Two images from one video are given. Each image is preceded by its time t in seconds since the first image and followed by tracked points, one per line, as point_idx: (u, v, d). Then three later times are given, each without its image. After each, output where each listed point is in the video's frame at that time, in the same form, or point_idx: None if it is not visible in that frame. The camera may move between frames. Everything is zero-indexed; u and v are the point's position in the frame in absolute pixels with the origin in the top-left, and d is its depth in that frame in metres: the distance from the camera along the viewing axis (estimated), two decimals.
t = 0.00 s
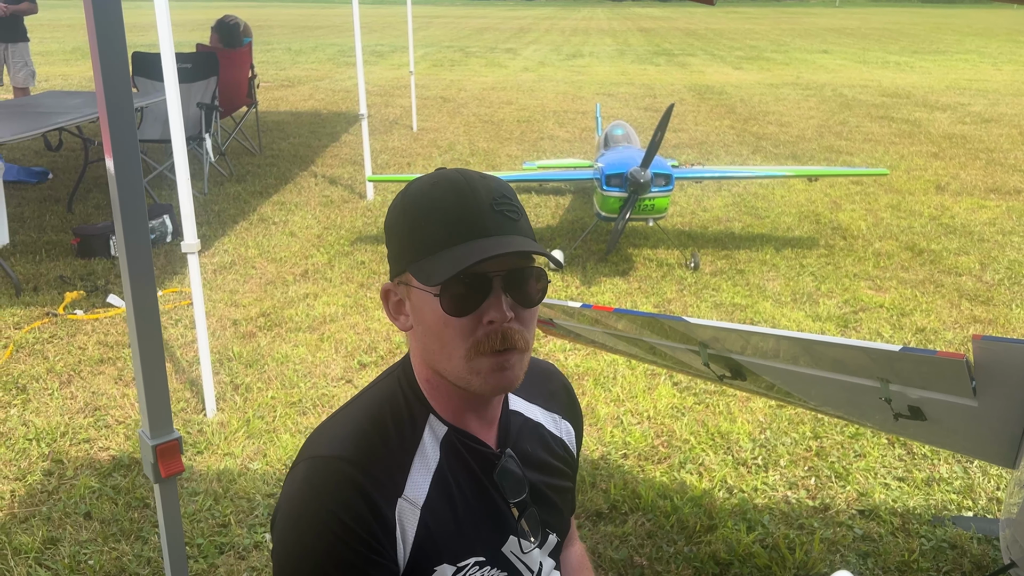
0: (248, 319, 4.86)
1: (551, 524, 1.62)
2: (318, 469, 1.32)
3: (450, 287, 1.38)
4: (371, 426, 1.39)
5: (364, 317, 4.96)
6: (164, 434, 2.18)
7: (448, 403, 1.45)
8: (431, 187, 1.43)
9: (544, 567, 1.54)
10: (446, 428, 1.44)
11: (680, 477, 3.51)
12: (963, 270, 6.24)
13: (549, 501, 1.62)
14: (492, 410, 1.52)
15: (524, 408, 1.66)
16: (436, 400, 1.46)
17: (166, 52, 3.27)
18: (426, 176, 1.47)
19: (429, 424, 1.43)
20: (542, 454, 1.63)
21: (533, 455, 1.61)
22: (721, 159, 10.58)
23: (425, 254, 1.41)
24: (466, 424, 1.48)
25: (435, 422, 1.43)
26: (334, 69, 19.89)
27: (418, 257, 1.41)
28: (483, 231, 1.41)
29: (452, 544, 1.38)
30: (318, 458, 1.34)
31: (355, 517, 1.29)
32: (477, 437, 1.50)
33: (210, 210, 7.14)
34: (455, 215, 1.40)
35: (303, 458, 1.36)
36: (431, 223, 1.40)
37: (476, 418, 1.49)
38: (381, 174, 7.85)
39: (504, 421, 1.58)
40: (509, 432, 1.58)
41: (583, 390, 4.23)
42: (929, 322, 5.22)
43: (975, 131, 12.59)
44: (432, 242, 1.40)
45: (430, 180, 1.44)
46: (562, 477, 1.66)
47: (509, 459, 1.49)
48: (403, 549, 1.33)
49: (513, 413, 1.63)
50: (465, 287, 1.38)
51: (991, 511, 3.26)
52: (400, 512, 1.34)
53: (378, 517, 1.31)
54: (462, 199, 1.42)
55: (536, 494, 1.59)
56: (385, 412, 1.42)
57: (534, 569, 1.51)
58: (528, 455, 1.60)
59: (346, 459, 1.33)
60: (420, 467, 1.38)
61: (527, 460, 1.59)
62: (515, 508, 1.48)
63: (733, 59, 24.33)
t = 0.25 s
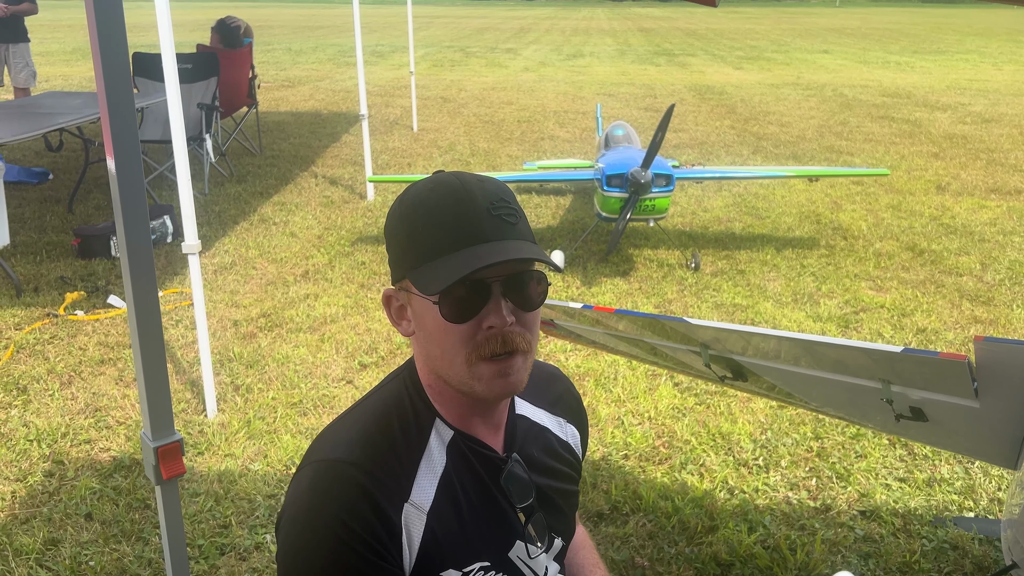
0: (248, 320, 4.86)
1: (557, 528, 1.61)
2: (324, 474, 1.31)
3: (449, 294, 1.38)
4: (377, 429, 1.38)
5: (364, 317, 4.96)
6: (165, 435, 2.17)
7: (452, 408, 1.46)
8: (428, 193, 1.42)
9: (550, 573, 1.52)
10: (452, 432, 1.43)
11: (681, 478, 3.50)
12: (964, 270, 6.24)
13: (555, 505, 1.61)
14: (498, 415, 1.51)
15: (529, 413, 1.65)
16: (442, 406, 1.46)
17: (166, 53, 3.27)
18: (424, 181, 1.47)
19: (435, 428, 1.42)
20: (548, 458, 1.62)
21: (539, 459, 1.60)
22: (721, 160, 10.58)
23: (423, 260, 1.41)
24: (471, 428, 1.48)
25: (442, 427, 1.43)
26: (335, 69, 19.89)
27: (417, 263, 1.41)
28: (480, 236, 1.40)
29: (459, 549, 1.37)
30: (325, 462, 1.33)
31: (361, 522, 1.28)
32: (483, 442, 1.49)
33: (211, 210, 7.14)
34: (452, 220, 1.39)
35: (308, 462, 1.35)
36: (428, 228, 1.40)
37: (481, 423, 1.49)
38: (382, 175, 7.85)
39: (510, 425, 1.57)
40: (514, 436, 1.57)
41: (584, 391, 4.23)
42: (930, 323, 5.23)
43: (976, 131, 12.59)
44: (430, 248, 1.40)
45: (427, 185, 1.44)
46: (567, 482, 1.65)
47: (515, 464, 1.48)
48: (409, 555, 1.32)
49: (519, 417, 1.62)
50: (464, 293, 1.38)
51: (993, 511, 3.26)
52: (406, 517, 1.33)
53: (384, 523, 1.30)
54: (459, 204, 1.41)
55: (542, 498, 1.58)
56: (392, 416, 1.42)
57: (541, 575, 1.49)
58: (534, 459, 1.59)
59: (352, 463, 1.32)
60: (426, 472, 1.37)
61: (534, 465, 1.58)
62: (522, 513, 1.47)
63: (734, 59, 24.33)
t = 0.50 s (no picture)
0: (248, 320, 4.87)
1: (557, 530, 1.61)
2: (325, 478, 1.32)
3: (446, 288, 1.38)
4: (378, 433, 1.39)
5: (364, 318, 4.96)
6: (165, 436, 2.18)
7: (453, 406, 1.45)
8: (424, 193, 1.45)
9: (552, 575, 1.52)
10: (453, 434, 1.43)
11: (680, 477, 3.51)
12: (962, 270, 6.25)
13: (555, 505, 1.61)
14: (499, 413, 1.51)
15: (530, 414, 1.65)
16: (442, 405, 1.46)
17: (166, 54, 3.29)
18: (417, 183, 1.49)
19: (435, 431, 1.43)
20: (549, 460, 1.62)
21: (540, 461, 1.60)
22: (720, 160, 10.59)
23: (420, 257, 1.41)
24: (472, 430, 1.48)
25: (442, 428, 1.43)
26: (334, 69, 19.90)
27: (414, 261, 1.42)
28: (475, 229, 1.41)
29: (459, 551, 1.37)
30: (326, 465, 1.34)
31: (362, 525, 1.28)
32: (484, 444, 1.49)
33: (210, 211, 7.14)
34: (447, 216, 1.41)
35: (310, 466, 1.36)
36: (424, 226, 1.41)
37: (481, 423, 1.48)
38: (381, 175, 7.85)
39: (510, 427, 1.57)
40: (515, 437, 1.57)
41: (583, 391, 4.24)
42: (929, 322, 5.24)
43: (974, 131, 12.61)
44: (426, 243, 1.41)
45: (421, 186, 1.47)
46: (568, 484, 1.64)
47: (515, 465, 1.48)
48: (410, 557, 1.32)
49: (520, 418, 1.62)
50: (460, 286, 1.38)
51: (990, 511, 3.27)
52: (407, 520, 1.33)
53: (385, 526, 1.30)
54: (454, 201, 1.43)
55: (542, 500, 1.58)
56: (393, 419, 1.42)
57: None
58: (535, 461, 1.59)
59: (353, 467, 1.32)
60: (427, 475, 1.38)
61: (534, 466, 1.58)
62: (522, 515, 1.47)
63: (733, 59, 24.33)
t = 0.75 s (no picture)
0: (246, 321, 4.88)
1: (550, 530, 1.62)
2: (319, 484, 1.32)
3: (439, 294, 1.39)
4: (371, 438, 1.39)
5: (362, 319, 4.97)
6: (161, 438, 2.19)
7: (445, 411, 1.45)
8: (416, 199, 1.45)
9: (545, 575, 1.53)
10: (446, 437, 1.44)
11: (676, 478, 3.52)
12: (959, 270, 6.26)
13: (549, 507, 1.62)
14: (492, 418, 1.52)
15: (524, 415, 1.66)
16: (434, 410, 1.46)
17: (164, 56, 3.30)
18: (409, 189, 1.50)
19: (428, 434, 1.43)
20: (542, 461, 1.63)
21: (533, 462, 1.61)
22: (719, 160, 10.60)
23: (412, 264, 1.42)
24: (464, 434, 1.49)
25: (435, 432, 1.44)
26: (333, 70, 19.91)
27: (406, 267, 1.42)
28: (468, 236, 1.42)
29: (452, 554, 1.37)
30: (319, 471, 1.34)
31: (356, 530, 1.29)
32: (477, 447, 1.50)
33: (208, 212, 7.15)
34: (440, 223, 1.42)
35: (303, 471, 1.37)
36: (416, 232, 1.42)
37: (473, 427, 1.50)
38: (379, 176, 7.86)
39: (504, 429, 1.58)
40: (508, 439, 1.58)
41: (580, 392, 4.25)
42: (925, 323, 5.25)
43: (972, 132, 12.63)
44: (419, 250, 1.41)
45: (413, 192, 1.47)
46: (561, 484, 1.65)
47: (509, 468, 1.49)
48: (403, 561, 1.33)
49: (513, 421, 1.63)
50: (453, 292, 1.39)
51: (985, 512, 3.29)
52: (400, 524, 1.34)
53: (379, 530, 1.31)
54: (447, 208, 1.44)
55: (535, 501, 1.59)
56: (386, 423, 1.43)
57: None
58: (528, 462, 1.60)
59: (346, 473, 1.33)
60: (420, 478, 1.39)
61: (527, 469, 1.59)
62: (515, 517, 1.48)
63: (732, 59, 24.35)
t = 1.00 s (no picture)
0: (243, 322, 4.88)
1: (541, 531, 1.62)
2: (307, 490, 1.33)
3: (421, 292, 1.40)
4: (359, 442, 1.40)
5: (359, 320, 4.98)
6: (153, 440, 2.19)
7: (433, 413, 1.46)
8: (399, 203, 1.47)
9: None
10: (434, 441, 1.45)
11: (672, 479, 3.53)
12: (956, 271, 6.28)
13: (540, 508, 1.62)
14: (479, 419, 1.52)
15: (514, 417, 1.66)
16: (422, 412, 1.47)
17: (160, 58, 3.30)
18: (391, 194, 1.52)
19: (417, 438, 1.44)
20: (532, 463, 1.63)
21: (524, 464, 1.61)
22: (717, 160, 10.61)
23: (394, 264, 1.42)
24: (452, 437, 1.49)
25: (423, 436, 1.45)
26: (332, 70, 19.91)
27: (388, 268, 1.43)
28: (449, 233, 1.43)
29: (442, 557, 1.38)
30: (307, 477, 1.35)
31: (344, 535, 1.29)
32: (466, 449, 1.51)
33: (206, 212, 7.15)
34: (422, 223, 1.43)
35: (291, 478, 1.37)
36: (397, 234, 1.43)
37: (461, 429, 1.50)
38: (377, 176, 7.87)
39: (492, 431, 1.58)
40: (498, 442, 1.59)
41: (576, 393, 4.25)
42: (921, 324, 5.27)
43: (970, 132, 12.65)
44: (401, 251, 1.42)
45: (395, 196, 1.49)
46: (552, 485, 1.66)
47: (498, 470, 1.49)
48: (393, 565, 1.33)
49: (503, 422, 1.63)
50: (434, 291, 1.40)
51: (980, 512, 3.30)
52: (389, 529, 1.34)
53: (368, 535, 1.32)
54: (428, 208, 1.45)
55: (526, 502, 1.59)
56: (373, 427, 1.44)
57: None
58: (518, 464, 1.60)
59: (334, 478, 1.34)
60: (409, 481, 1.39)
61: (517, 471, 1.59)
62: (506, 519, 1.48)
63: (730, 60, 24.37)
